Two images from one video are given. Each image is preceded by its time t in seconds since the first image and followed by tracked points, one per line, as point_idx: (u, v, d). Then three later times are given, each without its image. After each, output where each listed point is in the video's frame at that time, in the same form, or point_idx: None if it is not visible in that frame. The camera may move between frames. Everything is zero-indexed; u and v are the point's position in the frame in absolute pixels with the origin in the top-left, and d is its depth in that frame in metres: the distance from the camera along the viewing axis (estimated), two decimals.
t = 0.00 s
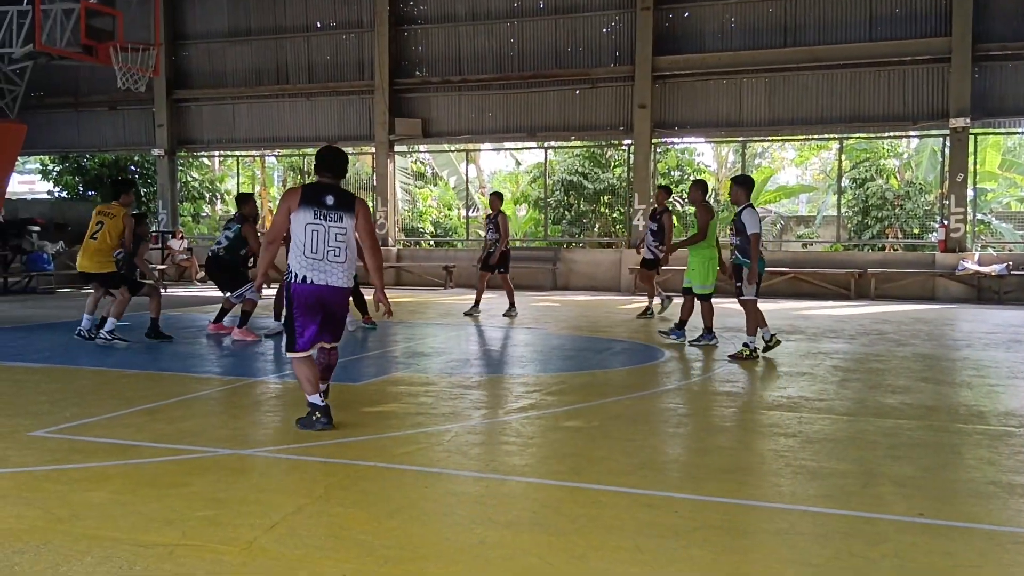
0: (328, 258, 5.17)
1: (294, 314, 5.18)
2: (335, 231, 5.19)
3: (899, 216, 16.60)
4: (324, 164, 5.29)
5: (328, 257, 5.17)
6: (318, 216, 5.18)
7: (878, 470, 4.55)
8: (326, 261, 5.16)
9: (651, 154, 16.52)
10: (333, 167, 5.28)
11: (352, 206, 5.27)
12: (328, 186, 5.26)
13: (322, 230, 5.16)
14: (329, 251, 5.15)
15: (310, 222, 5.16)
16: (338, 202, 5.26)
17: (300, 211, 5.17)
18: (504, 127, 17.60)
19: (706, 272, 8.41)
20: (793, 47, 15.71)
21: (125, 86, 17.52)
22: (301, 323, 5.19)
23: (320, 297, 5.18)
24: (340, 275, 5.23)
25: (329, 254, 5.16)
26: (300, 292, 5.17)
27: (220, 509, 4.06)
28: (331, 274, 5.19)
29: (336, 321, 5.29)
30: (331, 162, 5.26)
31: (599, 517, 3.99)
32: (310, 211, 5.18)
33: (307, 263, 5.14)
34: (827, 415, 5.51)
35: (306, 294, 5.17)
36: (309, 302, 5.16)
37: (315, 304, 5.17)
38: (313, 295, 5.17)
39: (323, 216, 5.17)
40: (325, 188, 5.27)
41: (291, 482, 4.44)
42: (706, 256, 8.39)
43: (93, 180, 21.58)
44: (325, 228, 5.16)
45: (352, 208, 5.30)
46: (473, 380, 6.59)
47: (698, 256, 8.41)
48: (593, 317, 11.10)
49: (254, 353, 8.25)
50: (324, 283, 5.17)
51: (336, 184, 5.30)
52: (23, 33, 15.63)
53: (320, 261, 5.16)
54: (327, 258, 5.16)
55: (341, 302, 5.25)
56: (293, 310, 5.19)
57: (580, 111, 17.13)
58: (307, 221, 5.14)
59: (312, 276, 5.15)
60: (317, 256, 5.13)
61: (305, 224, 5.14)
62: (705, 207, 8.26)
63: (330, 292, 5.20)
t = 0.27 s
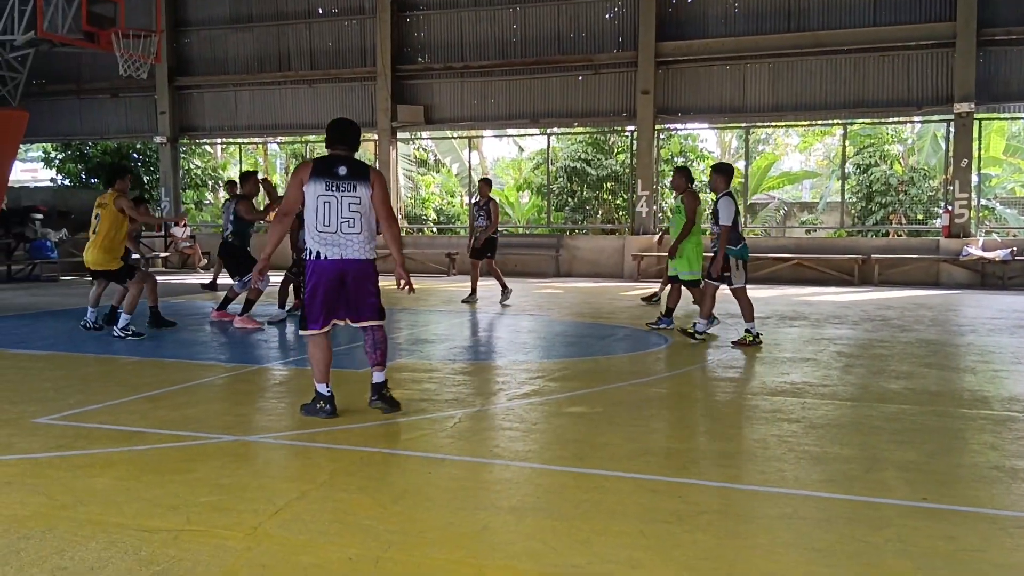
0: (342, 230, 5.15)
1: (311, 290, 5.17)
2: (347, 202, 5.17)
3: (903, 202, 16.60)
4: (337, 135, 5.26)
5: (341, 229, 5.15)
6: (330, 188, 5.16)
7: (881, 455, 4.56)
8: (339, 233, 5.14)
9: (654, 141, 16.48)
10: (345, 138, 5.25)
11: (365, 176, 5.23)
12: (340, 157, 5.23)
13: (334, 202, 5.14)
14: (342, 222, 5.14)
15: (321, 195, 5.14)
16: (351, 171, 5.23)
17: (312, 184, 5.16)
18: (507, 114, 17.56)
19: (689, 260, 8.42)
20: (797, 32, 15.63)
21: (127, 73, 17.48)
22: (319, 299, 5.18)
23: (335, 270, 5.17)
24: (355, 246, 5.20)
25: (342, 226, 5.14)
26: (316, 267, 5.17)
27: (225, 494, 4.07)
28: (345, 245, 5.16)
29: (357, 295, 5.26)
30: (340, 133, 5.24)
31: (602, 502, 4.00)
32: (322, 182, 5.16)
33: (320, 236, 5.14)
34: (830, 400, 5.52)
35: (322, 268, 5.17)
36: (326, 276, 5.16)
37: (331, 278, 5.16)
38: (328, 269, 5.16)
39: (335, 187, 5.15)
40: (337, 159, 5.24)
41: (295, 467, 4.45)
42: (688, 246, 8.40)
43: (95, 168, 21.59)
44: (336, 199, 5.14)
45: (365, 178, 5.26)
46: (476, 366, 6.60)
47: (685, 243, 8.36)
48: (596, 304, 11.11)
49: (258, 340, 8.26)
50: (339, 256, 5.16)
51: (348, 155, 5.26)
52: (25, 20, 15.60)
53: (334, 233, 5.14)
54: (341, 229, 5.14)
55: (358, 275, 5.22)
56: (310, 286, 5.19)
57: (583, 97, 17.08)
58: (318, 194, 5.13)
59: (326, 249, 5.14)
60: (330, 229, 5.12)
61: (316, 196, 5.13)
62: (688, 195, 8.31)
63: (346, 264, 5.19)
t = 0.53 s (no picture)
0: (381, 236, 4.92)
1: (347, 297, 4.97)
2: (388, 207, 4.93)
3: (910, 193, 16.55)
4: (376, 138, 5.02)
5: (380, 235, 4.91)
6: (369, 193, 4.92)
7: (888, 447, 4.55)
8: (378, 240, 4.91)
9: (660, 133, 16.43)
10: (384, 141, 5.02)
11: (405, 180, 4.99)
12: (379, 160, 5.00)
13: (373, 207, 4.89)
14: (381, 228, 4.90)
15: (360, 199, 4.90)
16: (391, 175, 4.99)
17: (350, 188, 4.92)
18: (512, 106, 17.52)
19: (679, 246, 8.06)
20: (804, 23, 15.55)
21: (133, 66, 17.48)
22: (354, 306, 4.99)
23: (373, 278, 4.94)
24: (394, 253, 4.97)
25: (381, 232, 4.90)
26: (354, 274, 4.94)
27: (233, 486, 4.09)
28: (385, 253, 4.93)
29: (397, 305, 4.99)
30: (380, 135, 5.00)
31: (608, 494, 4.00)
32: (360, 187, 4.92)
33: (359, 242, 4.91)
34: (837, 392, 5.51)
35: (360, 276, 4.94)
36: (363, 284, 4.94)
37: (369, 286, 4.94)
38: (367, 277, 4.94)
39: (374, 192, 4.91)
40: (376, 163, 5.01)
41: (303, 459, 4.46)
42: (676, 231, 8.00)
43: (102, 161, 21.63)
44: (376, 204, 4.90)
45: (406, 182, 5.02)
46: (482, 358, 6.62)
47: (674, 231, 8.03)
48: (603, 296, 11.10)
49: (266, 333, 8.29)
50: (378, 263, 4.93)
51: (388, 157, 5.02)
52: (30, 14, 15.61)
53: (373, 239, 4.91)
54: (380, 236, 4.91)
55: (399, 283, 4.97)
56: (346, 293, 4.98)
57: (588, 89, 17.03)
58: (356, 199, 4.89)
59: (365, 257, 4.92)
60: (368, 235, 4.89)
61: (354, 201, 4.89)
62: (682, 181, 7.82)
63: (385, 272, 4.95)
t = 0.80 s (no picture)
0: (413, 221, 4.84)
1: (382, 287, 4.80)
2: (416, 191, 4.88)
3: (917, 186, 16.51)
4: (391, 124, 4.98)
5: (411, 220, 4.84)
6: (395, 177, 4.85)
7: (896, 442, 4.55)
8: (410, 225, 4.84)
9: (666, 126, 16.40)
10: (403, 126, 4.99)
11: (429, 165, 4.97)
12: (401, 147, 4.96)
13: (402, 191, 4.83)
14: (414, 213, 4.83)
15: (388, 184, 4.83)
16: (413, 160, 4.96)
17: (377, 173, 4.82)
18: (518, 99, 17.48)
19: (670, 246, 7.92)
20: (811, 16, 15.48)
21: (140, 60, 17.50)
22: (388, 297, 4.82)
23: (408, 265, 4.84)
24: (425, 239, 4.90)
25: (413, 217, 4.83)
26: (388, 261, 4.80)
27: (242, 480, 4.11)
28: (417, 238, 4.86)
29: (424, 293, 4.94)
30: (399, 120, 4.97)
31: (616, 488, 4.01)
32: (386, 172, 4.85)
33: (391, 228, 4.81)
34: (844, 387, 5.52)
35: (394, 263, 4.81)
36: (399, 272, 4.82)
37: (404, 273, 4.83)
38: (401, 264, 4.83)
39: (402, 177, 4.85)
40: (397, 148, 4.96)
41: (312, 453, 4.49)
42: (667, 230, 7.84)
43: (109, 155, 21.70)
44: (406, 188, 4.84)
45: (428, 167, 5.00)
46: (488, 352, 6.65)
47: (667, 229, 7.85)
48: (609, 290, 11.10)
49: (274, 326, 8.32)
50: (412, 249, 4.84)
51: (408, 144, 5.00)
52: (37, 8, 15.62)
53: (405, 224, 4.83)
54: (413, 221, 4.84)
55: (430, 270, 4.93)
56: (379, 283, 4.81)
57: (594, 82, 16.99)
58: (385, 184, 4.80)
59: (399, 242, 4.81)
60: (401, 220, 4.80)
61: (383, 186, 4.81)
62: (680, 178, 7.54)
63: (418, 259, 4.88)
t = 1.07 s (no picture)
0: (422, 220, 4.78)
1: (397, 290, 4.72)
2: (422, 189, 4.81)
3: (927, 181, 16.44)
4: (386, 124, 4.93)
5: (420, 219, 4.78)
6: (400, 177, 4.78)
7: (905, 438, 4.53)
8: (420, 224, 4.77)
9: (674, 122, 16.36)
10: (398, 125, 4.94)
11: (432, 161, 4.91)
12: (401, 144, 4.89)
13: (408, 190, 4.76)
14: (422, 212, 4.77)
15: (393, 184, 4.75)
16: (415, 158, 4.89)
17: (381, 173, 4.74)
18: (525, 95, 17.46)
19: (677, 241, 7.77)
20: (820, 11, 15.42)
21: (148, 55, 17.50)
22: (403, 300, 4.75)
23: (421, 265, 4.78)
24: (435, 238, 4.83)
25: (422, 215, 4.77)
26: (400, 263, 4.73)
27: (250, 474, 4.11)
28: (428, 236, 4.79)
29: (433, 292, 4.92)
30: (395, 118, 4.92)
31: (623, 484, 4.01)
32: (390, 173, 4.76)
33: (400, 229, 4.73)
34: (853, 382, 5.51)
35: (406, 265, 4.74)
36: (412, 273, 4.75)
37: (416, 274, 4.76)
38: (414, 265, 4.76)
39: (407, 175, 4.78)
40: (397, 147, 4.89)
41: (320, 448, 4.49)
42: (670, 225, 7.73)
43: (117, 150, 21.73)
44: (412, 187, 4.77)
45: (430, 163, 4.93)
46: (495, 347, 6.64)
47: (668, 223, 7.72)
48: (616, 285, 11.10)
49: (281, 321, 8.32)
50: (424, 249, 4.78)
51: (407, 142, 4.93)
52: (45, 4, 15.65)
53: (414, 223, 4.76)
54: (421, 219, 4.77)
55: (441, 268, 4.88)
56: (393, 286, 4.73)
57: (602, 78, 16.95)
58: (391, 184, 4.72)
59: (410, 243, 4.73)
60: (411, 219, 4.73)
61: (388, 186, 4.73)
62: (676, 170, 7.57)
63: (430, 258, 4.81)
